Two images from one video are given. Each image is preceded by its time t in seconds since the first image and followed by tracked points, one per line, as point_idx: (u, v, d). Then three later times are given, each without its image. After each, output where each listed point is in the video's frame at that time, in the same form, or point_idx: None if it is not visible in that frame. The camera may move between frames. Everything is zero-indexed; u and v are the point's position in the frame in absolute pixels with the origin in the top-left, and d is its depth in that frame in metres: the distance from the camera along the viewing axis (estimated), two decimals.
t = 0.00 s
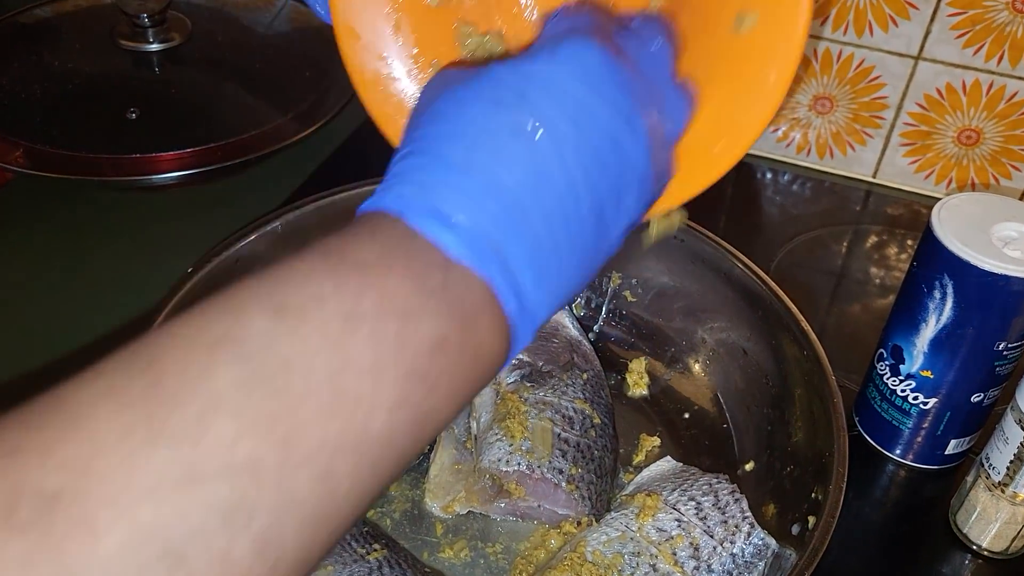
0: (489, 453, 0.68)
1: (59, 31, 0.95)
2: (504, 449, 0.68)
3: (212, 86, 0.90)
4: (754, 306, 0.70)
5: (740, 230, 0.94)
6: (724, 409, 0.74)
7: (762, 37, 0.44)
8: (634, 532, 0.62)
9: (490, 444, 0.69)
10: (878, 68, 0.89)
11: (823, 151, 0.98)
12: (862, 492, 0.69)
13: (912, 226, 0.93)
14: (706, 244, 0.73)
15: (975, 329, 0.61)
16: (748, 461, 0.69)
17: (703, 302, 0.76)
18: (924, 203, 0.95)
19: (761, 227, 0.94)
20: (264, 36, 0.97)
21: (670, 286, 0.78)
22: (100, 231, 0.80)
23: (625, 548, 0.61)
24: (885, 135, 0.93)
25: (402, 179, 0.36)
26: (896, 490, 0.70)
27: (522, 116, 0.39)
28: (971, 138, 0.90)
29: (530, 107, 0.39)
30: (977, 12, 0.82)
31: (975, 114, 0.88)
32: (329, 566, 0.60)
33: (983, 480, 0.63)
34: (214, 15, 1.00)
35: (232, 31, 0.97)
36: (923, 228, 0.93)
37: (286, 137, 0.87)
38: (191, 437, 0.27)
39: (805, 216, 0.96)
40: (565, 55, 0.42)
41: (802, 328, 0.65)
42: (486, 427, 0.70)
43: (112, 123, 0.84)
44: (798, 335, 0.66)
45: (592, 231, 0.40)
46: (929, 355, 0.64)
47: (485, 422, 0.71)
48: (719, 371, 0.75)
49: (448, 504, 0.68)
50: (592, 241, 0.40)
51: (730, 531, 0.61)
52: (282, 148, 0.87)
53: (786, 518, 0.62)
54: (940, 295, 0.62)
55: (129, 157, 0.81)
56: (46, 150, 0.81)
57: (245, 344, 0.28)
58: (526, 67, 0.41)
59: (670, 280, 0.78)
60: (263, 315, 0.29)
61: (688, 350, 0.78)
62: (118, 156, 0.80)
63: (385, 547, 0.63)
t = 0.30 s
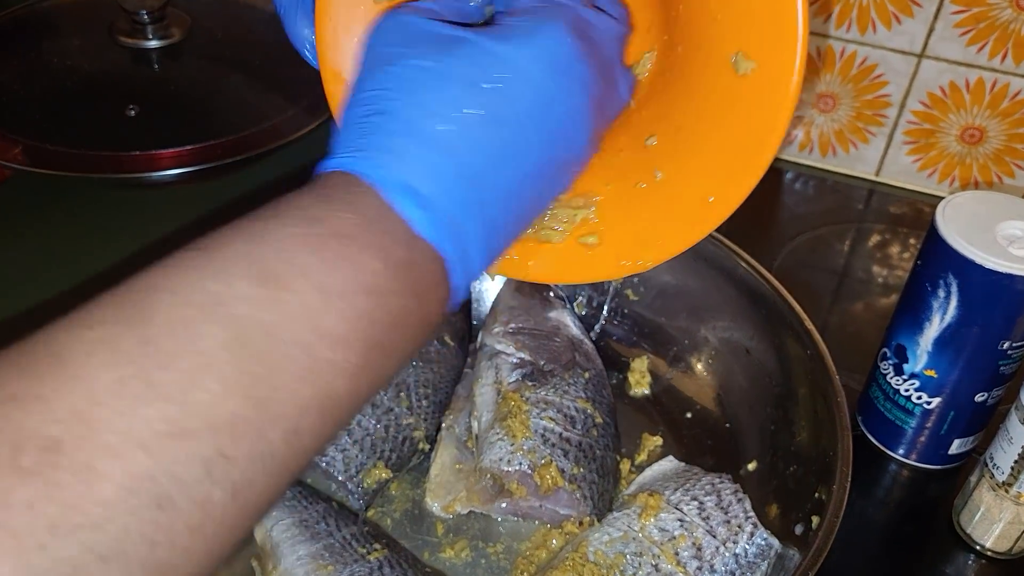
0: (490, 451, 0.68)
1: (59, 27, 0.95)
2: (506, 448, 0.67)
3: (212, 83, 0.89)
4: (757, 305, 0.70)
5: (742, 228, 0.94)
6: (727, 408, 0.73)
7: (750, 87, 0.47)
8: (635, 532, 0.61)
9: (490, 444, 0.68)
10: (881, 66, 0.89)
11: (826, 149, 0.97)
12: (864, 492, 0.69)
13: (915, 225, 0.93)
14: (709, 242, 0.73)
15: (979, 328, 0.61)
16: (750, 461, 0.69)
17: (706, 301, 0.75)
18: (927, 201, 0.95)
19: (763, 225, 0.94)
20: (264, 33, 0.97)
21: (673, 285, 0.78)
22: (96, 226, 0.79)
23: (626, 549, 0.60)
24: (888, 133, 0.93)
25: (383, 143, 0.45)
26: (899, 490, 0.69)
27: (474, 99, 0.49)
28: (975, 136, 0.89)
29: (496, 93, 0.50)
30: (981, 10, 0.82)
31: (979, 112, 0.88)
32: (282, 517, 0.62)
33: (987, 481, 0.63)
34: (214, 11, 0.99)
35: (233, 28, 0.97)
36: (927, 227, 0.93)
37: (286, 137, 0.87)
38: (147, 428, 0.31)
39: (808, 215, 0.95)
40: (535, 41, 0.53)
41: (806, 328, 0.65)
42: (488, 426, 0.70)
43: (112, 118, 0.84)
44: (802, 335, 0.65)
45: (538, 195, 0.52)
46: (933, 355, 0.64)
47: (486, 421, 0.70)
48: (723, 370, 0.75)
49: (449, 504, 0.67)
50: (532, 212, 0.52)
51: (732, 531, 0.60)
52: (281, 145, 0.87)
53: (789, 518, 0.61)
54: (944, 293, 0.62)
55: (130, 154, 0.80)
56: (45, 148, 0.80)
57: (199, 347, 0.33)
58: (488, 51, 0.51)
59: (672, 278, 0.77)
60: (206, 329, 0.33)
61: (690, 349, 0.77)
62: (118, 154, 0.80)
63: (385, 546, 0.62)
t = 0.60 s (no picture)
0: (490, 451, 0.68)
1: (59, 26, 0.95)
2: (505, 447, 0.67)
3: (211, 83, 0.89)
4: (757, 305, 0.70)
5: (742, 228, 0.94)
6: (727, 408, 0.74)
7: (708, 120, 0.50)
8: (635, 532, 0.61)
9: (490, 444, 0.68)
10: (880, 66, 0.89)
11: (825, 149, 0.97)
12: (863, 491, 0.69)
13: (914, 225, 0.93)
14: (708, 242, 0.73)
15: (978, 328, 0.61)
16: (749, 461, 0.69)
17: (706, 302, 0.76)
18: (926, 202, 0.95)
19: (763, 225, 0.94)
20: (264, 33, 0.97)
21: (672, 285, 0.78)
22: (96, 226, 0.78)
23: (626, 547, 0.60)
24: (887, 133, 0.93)
25: (401, 166, 0.42)
26: (898, 490, 0.69)
27: (512, 105, 0.45)
28: (975, 137, 0.89)
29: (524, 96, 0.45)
30: (980, 11, 0.82)
31: (978, 113, 0.88)
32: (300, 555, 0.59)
33: (985, 480, 0.63)
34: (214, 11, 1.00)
35: (233, 28, 0.97)
36: (926, 227, 0.93)
37: (285, 137, 0.86)
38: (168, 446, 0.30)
39: (807, 215, 0.95)
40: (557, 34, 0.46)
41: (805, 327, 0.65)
42: (488, 426, 0.70)
43: (109, 119, 0.84)
44: (801, 334, 0.65)
45: (585, 209, 0.47)
46: (932, 355, 0.64)
47: (487, 420, 0.70)
48: (722, 370, 0.75)
49: (449, 503, 0.67)
50: (591, 222, 0.48)
51: (731, 530, 0.60)
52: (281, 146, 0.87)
53: (789, 517, 0.61)
54: (943, 293, 0.62)
55: (130, 154, 0.81)
56: (45, 147, 0.81)
57: (219, 355, 0.31)
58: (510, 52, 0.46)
59: (672, 278, 0.78)
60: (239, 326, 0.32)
61: (690, 348, 0.78)
62: (119, 154, 0.80)
63: (386, 545, 0.62)
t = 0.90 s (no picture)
0: (493, 445, 0.68)
1: (62, 20, 0.95)
2: (509, 441, 0.68)
3: (215, 77, 0.89)
4: (760, 300, 0.70)
5: (745, 225, 0.94)
6: (730, 402, 0.74)
7: None
8: (638, 525, 0.61)
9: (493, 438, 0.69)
10: (883, 63, 0.89)
11: (828, 146, 0.97)
12: (866, 486, 0.69)
13: (917, 222, 0.93)
14: (712, 237, 0.73)
15: (982, 323, 0.61)
16: (752, 456, 0.69)
17: (709, 298, 0.76)
18: (929, 199, 0.95)
19: (765, 222, 0.94)
20: (266, 29, 0.97)
21: (675, 280, 0.78)
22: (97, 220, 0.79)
23: (630, 541, 0.61)
24: (890, 130, 0.93)
25: (317, 269, 0.47)
26: (900, 485, 0.69)
27: (420, 228, 0.50)
28: (977, 134, 0.90)
29: (439, 217, 0.50)
30: (983, 8, 0.82)
31: (981, 109, 0.88)
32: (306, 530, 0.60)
33: (988, 475, 0.63)
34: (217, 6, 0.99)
35: (236, 23, 0.97)
36: (928, 224, 0.93)
37: (290, 130, 0.86)
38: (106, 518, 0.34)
39: (810, 211, 0.95)
40: (476, 164, 0.53)
41: (809, 322, 0.65)
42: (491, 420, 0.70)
43: (113, 113, 0.84)
44: (804, 329, 0.66)
45: (490, 318, 0.53)
46: (935, 350, 0.64)
47: (490, 415, 0.71)
48: (726, 365, 0.75)
49: (453, 496, 0.67)
50: (492, 333, 0.54)
51: (734, 524, 0.61)
52: (286, 140, 0.87)
53: (792, 510, 0.61)
54: (947, 289, 0.62)
55: (134, 147, 0.81)
56: (47, 140, 0.80)
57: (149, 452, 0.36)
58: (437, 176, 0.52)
59: (675, 273, 0.78)
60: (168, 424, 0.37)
61: (693, 344, 0.78)
62: (123, 148, 0.80)
63: (389, 538, 0.63)
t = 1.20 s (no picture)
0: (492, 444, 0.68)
1: (64, 20, 0.95)
2: (508, 440, 0.68)
3: (216, 77, 0.90)
4: (759, 301, 0.71)
5: (743, 226, 0.94)
6: (727, 402, 0.74)
7: (728, 87, 0.44)
8: (636, 524, 0.62)
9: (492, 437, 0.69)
10: (882, 65, 0.89)
11: (826, 147, 0.98)
12: (863, 486, 0.70)
13: (915, 223, 0.94)
14: (710, 238, 0.74)
15: (978, 324, 0.61)
16: (750, 455, 0.70)
17: (707, 298, 0.76)
18: (927, 200, 0.95)
19: (763, 223, 0.95)
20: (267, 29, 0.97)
21: (674, 280, 0.78)
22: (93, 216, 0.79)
23: (628, 539, 0.61)
24: (888, 131, 0.94)
25: (290, 96, 0.35)
26: (897, 485, 0.70)
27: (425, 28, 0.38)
28: (975, 135, 0.90)
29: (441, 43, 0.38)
30: (981, 10, 0.82)
31: (979, 111, 0.88)
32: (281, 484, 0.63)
33: (984, 475, 0.64)
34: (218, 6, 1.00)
35: (238, 23, 0.97)
36: (926, 225, 0.94)
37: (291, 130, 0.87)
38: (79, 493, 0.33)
39: (808, 212, 0.96)
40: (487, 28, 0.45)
41: (808, 324, 0.66)
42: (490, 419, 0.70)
43: (114, 112, 0.84)
44: (803, 331, 0.66)
45: (501, 144, 0.43)
46: (932, 351, 0.65)
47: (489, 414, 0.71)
48: (724, 364, 0.75)
49: (452, 495, 0.68)
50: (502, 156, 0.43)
51: (732, 523, 0.61)
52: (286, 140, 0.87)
53: (789, 509, 0.62)
54: (944, 290, 0.62)
55: (135, 146, 0.81)
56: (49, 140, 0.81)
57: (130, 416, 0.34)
58: None
59: (673, 274, 0.78)
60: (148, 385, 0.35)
61: (691, 344, 0.78)
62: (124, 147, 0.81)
63: (388, 536, 0.63)
